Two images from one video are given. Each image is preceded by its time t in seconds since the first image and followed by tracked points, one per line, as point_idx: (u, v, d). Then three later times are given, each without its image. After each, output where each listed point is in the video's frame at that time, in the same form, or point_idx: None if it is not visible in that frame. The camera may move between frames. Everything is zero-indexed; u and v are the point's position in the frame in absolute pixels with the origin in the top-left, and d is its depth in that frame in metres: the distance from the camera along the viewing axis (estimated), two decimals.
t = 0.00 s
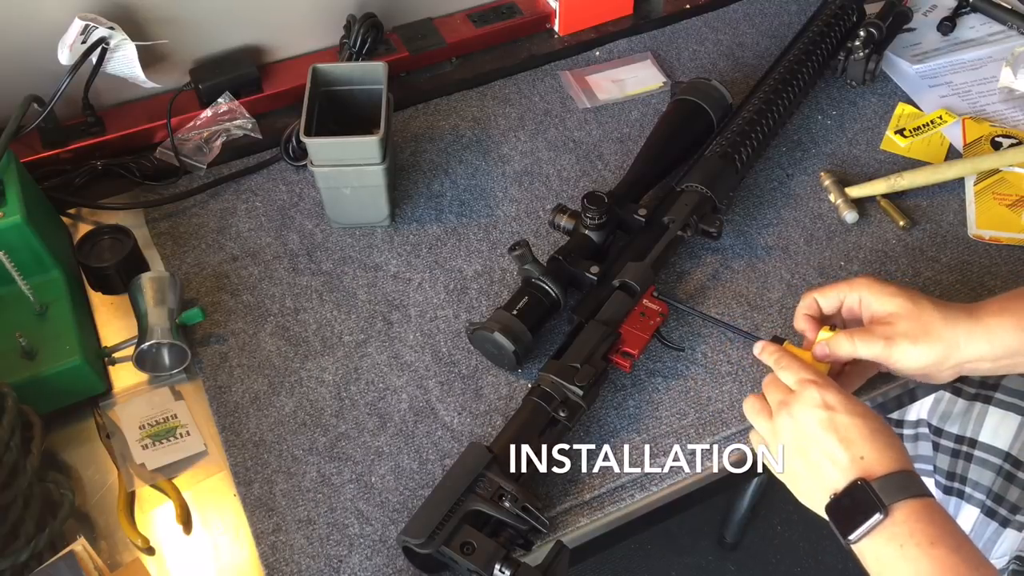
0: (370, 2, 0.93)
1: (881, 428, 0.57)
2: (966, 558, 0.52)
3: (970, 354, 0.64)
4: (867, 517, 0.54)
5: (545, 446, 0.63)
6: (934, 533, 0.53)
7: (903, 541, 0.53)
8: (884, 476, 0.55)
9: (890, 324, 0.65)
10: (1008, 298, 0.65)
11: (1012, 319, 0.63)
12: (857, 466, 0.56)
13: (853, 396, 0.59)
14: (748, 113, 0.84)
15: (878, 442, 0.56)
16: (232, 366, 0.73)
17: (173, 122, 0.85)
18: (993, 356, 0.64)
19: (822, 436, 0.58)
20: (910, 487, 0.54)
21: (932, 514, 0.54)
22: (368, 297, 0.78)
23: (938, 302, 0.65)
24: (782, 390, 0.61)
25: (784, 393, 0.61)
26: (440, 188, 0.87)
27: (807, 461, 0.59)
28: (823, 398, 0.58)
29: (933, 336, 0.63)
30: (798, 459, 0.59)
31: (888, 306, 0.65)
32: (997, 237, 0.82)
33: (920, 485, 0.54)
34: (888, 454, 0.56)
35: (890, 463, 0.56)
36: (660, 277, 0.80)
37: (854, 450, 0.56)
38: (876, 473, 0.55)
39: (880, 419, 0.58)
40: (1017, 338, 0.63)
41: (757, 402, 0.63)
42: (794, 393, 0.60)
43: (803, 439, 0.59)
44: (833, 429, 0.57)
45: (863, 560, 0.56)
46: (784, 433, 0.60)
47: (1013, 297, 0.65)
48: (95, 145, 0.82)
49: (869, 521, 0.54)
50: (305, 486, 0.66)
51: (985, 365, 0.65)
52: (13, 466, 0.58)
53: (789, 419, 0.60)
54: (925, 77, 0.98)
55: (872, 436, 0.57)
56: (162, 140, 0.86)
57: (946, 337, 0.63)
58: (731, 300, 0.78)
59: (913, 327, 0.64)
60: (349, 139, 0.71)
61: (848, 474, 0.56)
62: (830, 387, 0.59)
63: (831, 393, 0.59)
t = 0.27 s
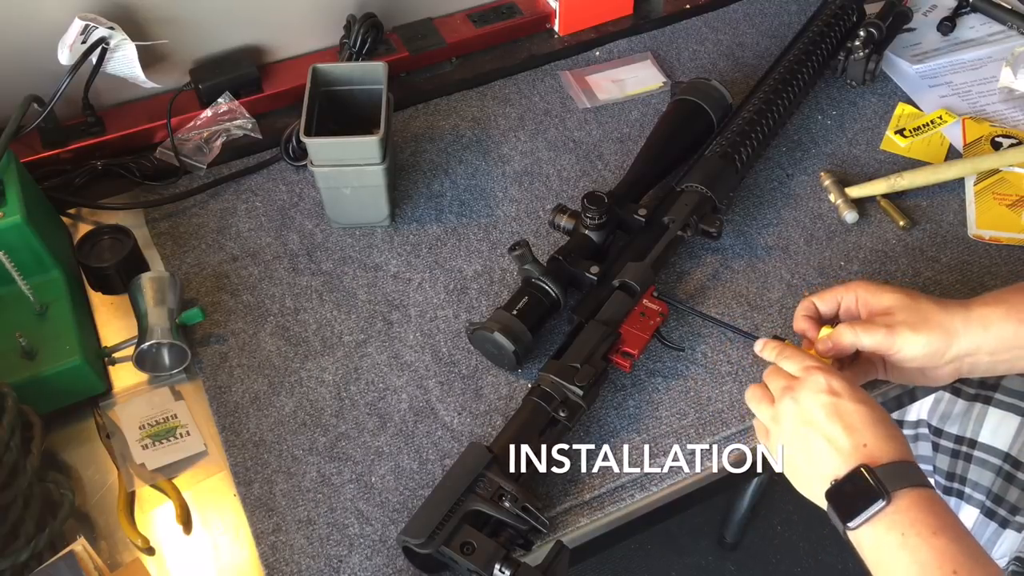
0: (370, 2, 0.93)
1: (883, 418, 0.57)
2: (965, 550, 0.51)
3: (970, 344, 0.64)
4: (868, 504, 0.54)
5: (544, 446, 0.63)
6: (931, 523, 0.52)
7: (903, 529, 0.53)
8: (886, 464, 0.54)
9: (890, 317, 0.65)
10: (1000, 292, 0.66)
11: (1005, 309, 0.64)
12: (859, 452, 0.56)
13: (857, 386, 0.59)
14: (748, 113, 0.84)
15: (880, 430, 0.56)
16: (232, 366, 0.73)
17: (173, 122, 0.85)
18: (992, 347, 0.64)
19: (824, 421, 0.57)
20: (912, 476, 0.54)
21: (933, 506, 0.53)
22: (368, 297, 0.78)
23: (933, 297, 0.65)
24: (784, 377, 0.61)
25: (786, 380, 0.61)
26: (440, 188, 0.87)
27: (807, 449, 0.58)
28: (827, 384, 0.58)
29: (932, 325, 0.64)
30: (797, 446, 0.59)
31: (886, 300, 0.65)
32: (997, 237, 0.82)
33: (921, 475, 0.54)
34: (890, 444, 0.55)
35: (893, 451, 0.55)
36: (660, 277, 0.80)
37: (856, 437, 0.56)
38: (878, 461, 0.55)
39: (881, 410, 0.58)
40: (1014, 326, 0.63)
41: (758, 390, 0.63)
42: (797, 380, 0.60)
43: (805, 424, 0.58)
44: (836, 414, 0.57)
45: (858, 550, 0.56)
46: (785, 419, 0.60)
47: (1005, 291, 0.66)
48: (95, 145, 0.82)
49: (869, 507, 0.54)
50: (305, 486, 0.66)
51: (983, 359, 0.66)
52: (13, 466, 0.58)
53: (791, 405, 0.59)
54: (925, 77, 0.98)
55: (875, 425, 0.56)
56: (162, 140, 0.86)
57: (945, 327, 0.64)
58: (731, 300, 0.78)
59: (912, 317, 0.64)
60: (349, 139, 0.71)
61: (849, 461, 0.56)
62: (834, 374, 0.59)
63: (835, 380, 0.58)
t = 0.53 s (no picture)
0: (370, 2, 0.93)
1: (885, 409, 0.57)
2: (965, 542, 0.51)
3: (970, 334, 0.65)
4: (868, 491, 0.53)
5: (544, 447, 0.63)
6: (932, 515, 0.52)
7: (904, 518, 0.52)
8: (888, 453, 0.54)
9: (891, 309, 0.65)
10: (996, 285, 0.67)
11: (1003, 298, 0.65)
12: (860, 441, 0.55)
13: (860, 377, 0.59)
14: (748, 113, 0.84)
15: (881, 421, 0.56)
16: (232, 366, 0.73)
17: (173, 122, 0.85)
18: (992, 337, 0.65)
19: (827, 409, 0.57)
20: (913, 466, 0.53)
21: (933, 497, 0.53)
22: (368, 297, 0.78)
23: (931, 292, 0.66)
24: (787, 366, 0.61)
25: (789, 369, 0.61)
26: (440, 188, 0.87)
27: (808, 437, 0.58)
28: (831, 372, 0.58)
29: (932, 314, 0.64)
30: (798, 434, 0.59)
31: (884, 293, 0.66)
32: (997, 237, 0.82)
33: (922, 467, 0.54)
34: (891, 435, 0.55)
35: (894, 442, 0.55)
36: (660, 277, 0.80)
37: (859, 426, 0.56)
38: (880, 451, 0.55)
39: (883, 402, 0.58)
40: (1012, 314, 0.64)
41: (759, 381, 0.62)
42: (800, 369, 0.60)
43: (807, 412, 0.58)
44: (839, 402, 0.57)
45: (855, 542, 0.55)
46: (787, 408, 0.59)
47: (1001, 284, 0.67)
48: (95, 145, 0.82)
49: (870, 494, 0.53)
50: (305, 486, 0.66)
51: (985, 350, 0.66)
52: (13, 466, 0.58)
53: (794, 393, 0.59)
54: (925, 77, 0.98)
55: (877, 415, 0.56)
56: (162, 140, 0.86)
57: (944, 316, 0.64)
58: (731, 300, 0.78)
59: (911, 308, 0.65)
60: (349, 139, 0.71)
61: (850, 449, 0.55)
62: (838, 364, 0.59)
63: (839, 369, 0.58)
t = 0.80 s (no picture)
0: (370, 2, 0.93)
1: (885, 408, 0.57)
2: (964, 541, 0.51)
3: (969, 328, 0.64)
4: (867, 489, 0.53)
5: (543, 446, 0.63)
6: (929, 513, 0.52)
7: (903, 516, 0.52)
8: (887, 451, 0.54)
9: (892, 305, 0.65)
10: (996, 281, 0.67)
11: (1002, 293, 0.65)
12: (859, 439, 0.55)
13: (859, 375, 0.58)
14: (748, 113, 0.84)
15: (881, 419, 0.56)
16: (232, 366, 0.73)
17: (173, 122, 0.85)
18: (991, 330, 0.65)
19: (827, 407, 0.57)
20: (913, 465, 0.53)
21: (931, 495, 0.53)
22: (368, 297, 0.78)
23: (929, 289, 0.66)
24: (787, 364, 0.61)
25: (790, 366, 0.60)
26: (440, 188, 0.87)
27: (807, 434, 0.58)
28: (832, 369, 0.58)
29: (931, 308, 0.64)
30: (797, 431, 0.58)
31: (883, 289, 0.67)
32: (997, 237, 0.82)
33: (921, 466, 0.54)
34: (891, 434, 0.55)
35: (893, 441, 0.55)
36: (660, 277, 0.80)
37: (858, 424, 0.56)
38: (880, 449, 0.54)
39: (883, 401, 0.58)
40: (1011, 307, 0.64)
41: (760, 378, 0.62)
42: (800, 366, 0.60)
43: (807, 409, 0.58)
44: (839, 400, 0.57)
45: (853, 540, 0.55)
46: (786, 406, 0.59)
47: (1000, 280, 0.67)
48: (95, 145, 0.82)
49: (869, 492, 0.53)
50: (304, 486, 0.66)
51: (986, 344, 0.65)
52: (13, 466, 0.58)
53: (794, 390, 0.59)
54: (926, 77, 0.98)
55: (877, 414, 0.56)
56: (162, 140, 0.86)
57: (943, 309, 0.64)
58: (731, 300, 0.78)
59: (910, 303, 0.65)
60: (349, 139, 0.71)
61: (849, 447, 0.55)
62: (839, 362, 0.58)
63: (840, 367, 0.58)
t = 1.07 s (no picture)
0: (370, 2, 0.93)
1: (895, 428, 0.57)
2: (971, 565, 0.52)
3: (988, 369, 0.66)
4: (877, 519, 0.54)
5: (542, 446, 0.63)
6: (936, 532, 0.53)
7: (909, 544, 0.54)
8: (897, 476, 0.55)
9: (915, 340, 0.65)
10: None
11: None
12: (869, 467, 0.56)
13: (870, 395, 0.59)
14: (748, 113, 0.84)
15: (891, 445, 0.56)
16: (232, 366, 0.73)
17: (173, 122, 0.85)
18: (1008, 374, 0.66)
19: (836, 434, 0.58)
20: (923, 490, 0.54)
21: (942, 520, 0.54)
22: (368, 297, 0.78)
23: (962, 318, 0.65)
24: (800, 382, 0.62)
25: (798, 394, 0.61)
26: (440, 188, 0.87)
27: (818, 461, 0.59)
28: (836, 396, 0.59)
29: (957, 354, 0.65)
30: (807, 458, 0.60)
31: (919, 322, 0.65)
32: (997, 237, 0.82)
33: (930, 489, 0.54)
34: (901, 459, 0.56)
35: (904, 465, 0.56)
36: (660, 277, 0.80)
37: (867, 451, 0.56)
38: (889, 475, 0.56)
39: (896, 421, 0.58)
40: None
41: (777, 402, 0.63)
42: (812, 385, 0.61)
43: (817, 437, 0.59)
44: (846, 428, 0.57)
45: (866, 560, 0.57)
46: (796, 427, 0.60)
47: None
48: (95, 145, 0.82)
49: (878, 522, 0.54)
50: (304, 486, 0.66)
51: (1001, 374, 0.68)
52: (13, 466, 0.58)
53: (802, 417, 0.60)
54: (926, 77, 0.98)
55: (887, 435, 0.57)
56: (162, 140, 0.86)
57: (969, 352, 0.65)
58: (731, 300, 0.78)
59: (938, 345, 0.65)
60: (349, 139, 0.71)
61: (859, 475, 0.56)
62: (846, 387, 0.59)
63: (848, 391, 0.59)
